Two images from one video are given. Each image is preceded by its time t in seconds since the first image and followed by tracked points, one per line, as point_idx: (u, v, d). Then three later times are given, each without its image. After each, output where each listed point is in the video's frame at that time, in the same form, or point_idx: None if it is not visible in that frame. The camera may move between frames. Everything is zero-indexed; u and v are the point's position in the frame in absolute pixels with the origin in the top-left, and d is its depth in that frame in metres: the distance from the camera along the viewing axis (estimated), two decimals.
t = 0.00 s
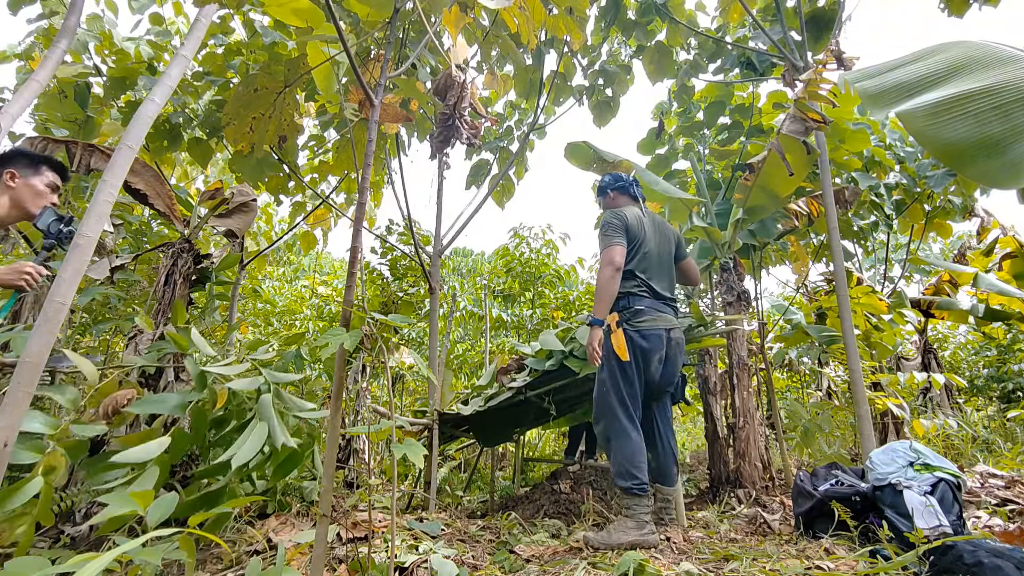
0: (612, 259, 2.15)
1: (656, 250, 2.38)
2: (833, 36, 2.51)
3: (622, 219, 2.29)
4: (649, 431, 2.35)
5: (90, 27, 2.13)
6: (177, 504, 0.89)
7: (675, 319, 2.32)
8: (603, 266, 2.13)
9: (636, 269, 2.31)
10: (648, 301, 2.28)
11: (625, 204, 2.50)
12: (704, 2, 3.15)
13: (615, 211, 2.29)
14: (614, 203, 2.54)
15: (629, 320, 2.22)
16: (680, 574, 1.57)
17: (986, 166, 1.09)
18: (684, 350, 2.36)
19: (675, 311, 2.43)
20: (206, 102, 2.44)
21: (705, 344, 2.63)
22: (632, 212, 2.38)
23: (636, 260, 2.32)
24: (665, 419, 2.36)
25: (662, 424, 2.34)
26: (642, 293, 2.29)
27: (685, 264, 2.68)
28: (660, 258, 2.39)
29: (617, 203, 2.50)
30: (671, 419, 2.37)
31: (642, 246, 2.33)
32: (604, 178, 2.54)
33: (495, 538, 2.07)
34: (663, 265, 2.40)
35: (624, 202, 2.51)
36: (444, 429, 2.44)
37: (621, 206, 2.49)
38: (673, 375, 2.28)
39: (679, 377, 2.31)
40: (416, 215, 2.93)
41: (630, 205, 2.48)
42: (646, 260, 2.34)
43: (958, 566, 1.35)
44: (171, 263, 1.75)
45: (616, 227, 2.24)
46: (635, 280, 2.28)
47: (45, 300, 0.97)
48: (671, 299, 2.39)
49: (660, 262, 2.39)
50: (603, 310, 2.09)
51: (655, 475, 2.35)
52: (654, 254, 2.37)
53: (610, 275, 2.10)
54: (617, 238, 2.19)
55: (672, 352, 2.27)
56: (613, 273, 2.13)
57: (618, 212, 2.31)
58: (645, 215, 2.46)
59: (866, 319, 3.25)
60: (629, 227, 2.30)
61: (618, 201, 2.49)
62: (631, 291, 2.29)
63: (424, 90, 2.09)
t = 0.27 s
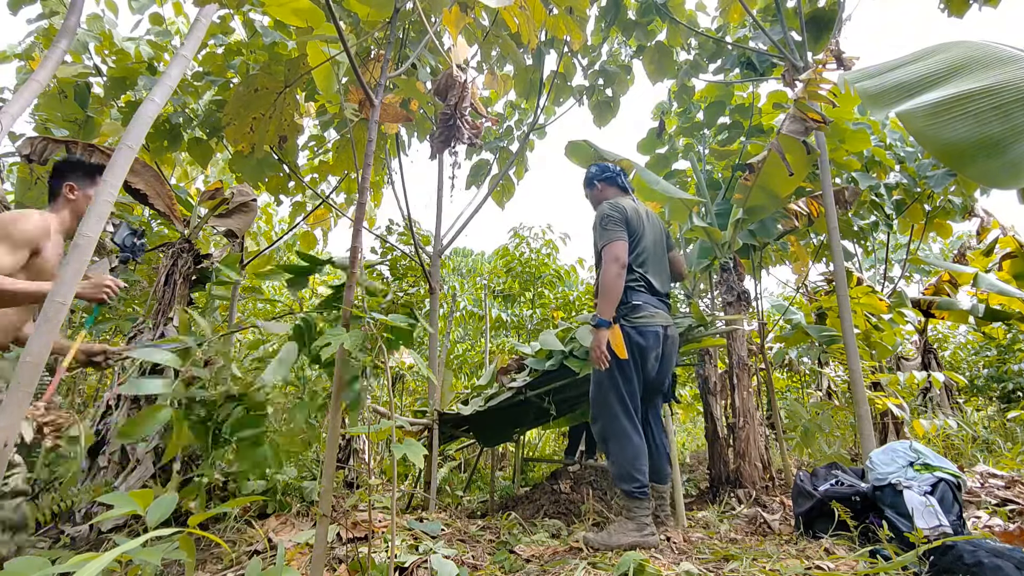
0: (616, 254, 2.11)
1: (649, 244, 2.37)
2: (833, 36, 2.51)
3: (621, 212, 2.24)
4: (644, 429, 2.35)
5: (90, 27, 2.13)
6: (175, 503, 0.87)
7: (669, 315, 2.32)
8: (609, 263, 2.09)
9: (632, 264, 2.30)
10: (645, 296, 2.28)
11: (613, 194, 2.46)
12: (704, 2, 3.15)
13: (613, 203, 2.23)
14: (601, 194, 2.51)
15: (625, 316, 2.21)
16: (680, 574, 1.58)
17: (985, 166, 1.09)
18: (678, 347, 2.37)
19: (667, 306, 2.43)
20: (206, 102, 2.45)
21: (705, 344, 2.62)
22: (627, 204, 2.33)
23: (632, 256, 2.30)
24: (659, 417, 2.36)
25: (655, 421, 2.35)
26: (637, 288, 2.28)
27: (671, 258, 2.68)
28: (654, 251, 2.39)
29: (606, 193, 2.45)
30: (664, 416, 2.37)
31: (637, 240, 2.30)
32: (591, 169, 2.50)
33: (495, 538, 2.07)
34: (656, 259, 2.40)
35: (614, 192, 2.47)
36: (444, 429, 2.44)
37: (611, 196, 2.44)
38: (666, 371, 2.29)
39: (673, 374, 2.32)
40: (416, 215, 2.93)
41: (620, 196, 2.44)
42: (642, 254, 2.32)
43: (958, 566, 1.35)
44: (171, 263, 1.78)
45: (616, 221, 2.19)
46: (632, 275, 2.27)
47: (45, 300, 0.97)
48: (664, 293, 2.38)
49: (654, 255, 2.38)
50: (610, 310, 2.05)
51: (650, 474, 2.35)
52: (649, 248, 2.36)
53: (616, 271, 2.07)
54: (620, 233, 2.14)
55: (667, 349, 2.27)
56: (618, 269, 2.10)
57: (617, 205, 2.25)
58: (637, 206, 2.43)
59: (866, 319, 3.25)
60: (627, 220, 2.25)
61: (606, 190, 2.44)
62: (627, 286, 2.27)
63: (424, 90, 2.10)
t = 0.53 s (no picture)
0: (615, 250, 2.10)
1: (648, 238, 2.36)
2: (833, 36, 2.51)
3: (620, 207, 2.22)
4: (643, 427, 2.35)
5: (90, 27, 2.13)
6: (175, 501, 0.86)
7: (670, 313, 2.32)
8: (609, 260, 2.08)
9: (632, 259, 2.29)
10: (647, 293, 2.27)
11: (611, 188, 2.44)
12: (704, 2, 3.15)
13: (612, 199, 2.21)
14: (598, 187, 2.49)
15: (629, 314, 2.20)
16: (680, 574, 1.58)
17: (986, 166, 1.09)
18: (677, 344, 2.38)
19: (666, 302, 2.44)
20: (206, 102, 2.45)
21: (705, 345, 2.62)
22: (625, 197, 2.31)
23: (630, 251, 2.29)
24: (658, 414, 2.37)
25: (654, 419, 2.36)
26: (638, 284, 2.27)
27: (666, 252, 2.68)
28: (652, 245, 2.38)
29: (603, 186, 2.43)
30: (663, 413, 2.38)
31: (637, 235, 2.29)
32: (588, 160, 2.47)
33: (495, 538, 2.07)
34: (654, 254, 2.39)
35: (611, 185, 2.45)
36: (444, 429, 2.44)
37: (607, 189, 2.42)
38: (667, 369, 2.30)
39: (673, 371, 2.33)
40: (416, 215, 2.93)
41: (615, 189, 2.41)
42: (642, 250, 2.31)
43: (958, 566, 1.35)
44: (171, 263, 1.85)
45: (615, 217, 2.17)
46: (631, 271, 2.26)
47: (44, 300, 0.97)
48: (664, 290, 2.38)
49: (652, 249, 2.38)
50: (610, 308, 2.03)
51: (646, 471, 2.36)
52: (648, 242, 2.35)
53: (616, 268, 2.06)
54: (619, 229, 2.13)
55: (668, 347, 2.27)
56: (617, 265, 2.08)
57: (616, 200, 2.23)
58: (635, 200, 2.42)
59: (866, 319, 3.25)
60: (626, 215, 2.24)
61: (602, 183, 2.42)
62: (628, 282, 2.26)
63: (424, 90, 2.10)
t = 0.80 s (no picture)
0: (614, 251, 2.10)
1: (647, 238, 2.36)
2: (833, 36, 2.51)
3: (620, 205, 2.22)
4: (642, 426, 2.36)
5: (90, 27, 2.13)
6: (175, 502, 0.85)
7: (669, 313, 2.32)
8: (608, 261, 2.07)
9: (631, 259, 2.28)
10: (646, 292, 2.27)
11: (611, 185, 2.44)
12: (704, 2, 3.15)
13: (611, 197, 2.21)
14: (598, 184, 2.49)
15: (628, 314, 2.20)
16: (680, 574, 1.58)
17: (986, 166, 1.08)
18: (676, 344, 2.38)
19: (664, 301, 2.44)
20: (206, 102, 2.45)
21: (705, 345, 2.62)
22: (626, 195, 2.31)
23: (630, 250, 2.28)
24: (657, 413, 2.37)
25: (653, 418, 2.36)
26: (638, 284, 2.27)
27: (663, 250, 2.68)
28: (651, 244, 2.38)
29: (603, 184, 2.42)
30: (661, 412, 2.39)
31: (636, 234, 2.29)
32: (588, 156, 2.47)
33: (495, 538, 2.07)
34: (653, 253, 2.39)
35: (611, 182, 2.45)
36: (444, 429, 2.44)
37: (607, 186, 2.42)
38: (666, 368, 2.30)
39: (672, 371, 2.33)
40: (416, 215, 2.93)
41: (615, 186, 2.41)
42: (641, 249, 2.31)
43: (958, 566, 1.35)
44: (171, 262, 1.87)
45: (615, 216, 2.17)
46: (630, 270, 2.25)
47: (47, 300, 1.06)
48: (662, 289, 2.39)
49: (651, 248, 2.38)
50: (606, 308, 2.04)
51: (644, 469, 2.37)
52: (647, 242, 2.35)
53: (615, 268, 2.06)
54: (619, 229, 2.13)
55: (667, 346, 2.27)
56: (616, 266, 2.08)
57: (616, 198, 2.22)
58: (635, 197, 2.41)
59: (866, 319, 3.25)
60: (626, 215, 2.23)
61: (601, 180, 2.42)
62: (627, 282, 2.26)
63: (424, 90, 2.10)
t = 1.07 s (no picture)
0: (611, 252, 2.10)
1: (644, 238, 2.36)
2: (833, 36, 2.51)
3: (617, 206, 2.22)
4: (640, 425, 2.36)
5: (90, 27, 2.13)
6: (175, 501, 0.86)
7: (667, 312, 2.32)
8: (603, 263, 2.08)
9: (627, 259, 2.28)
10: (642, 292, 2.27)
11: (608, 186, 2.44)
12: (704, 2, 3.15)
13: (607, 198, 2.21)
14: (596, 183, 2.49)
15: (624, 314, 2.20)
16: (680, 574, 1.58)
17: (987, 166, 1.08)
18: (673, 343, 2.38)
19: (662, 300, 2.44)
20: (206, 102, 2.45)
21: (705, 344, 2.62)
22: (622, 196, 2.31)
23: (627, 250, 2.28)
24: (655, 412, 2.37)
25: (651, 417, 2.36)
26: (634, 284, 2.27)
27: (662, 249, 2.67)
28: (649, 244, 2.38)
29: (600, 184, 2.43)
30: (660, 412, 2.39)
31: (633, 235, 2.29)
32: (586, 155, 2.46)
33: (495, 538, 2.07)
34: (650, 253, 2.39)
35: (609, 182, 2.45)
36: (444, 429, 2.45)
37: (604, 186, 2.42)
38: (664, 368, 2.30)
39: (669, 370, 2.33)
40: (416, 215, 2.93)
41: (613, 186, 2.41)
42: (637, 249, 2.31)
43: (958, 566, 1.35)
44: (172, 262, 1.88)
45: (612, 217, 2.17)
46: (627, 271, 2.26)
47: (47, 300, 1.06)
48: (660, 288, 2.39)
49: (648, 248, 2.38)
50: (604, 310, 2.04)
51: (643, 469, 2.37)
52: (644, 242, 2.35)
53: (611, 270, 2.06)
54: (615, 230, 2.13)
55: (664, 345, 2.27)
56: (612, 268, 2.08)
57: (612, 199, 2.22)
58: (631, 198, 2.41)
59: (866, 319, 3.25)
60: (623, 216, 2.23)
61: (599, 181, 2.42)
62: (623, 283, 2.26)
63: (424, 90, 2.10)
